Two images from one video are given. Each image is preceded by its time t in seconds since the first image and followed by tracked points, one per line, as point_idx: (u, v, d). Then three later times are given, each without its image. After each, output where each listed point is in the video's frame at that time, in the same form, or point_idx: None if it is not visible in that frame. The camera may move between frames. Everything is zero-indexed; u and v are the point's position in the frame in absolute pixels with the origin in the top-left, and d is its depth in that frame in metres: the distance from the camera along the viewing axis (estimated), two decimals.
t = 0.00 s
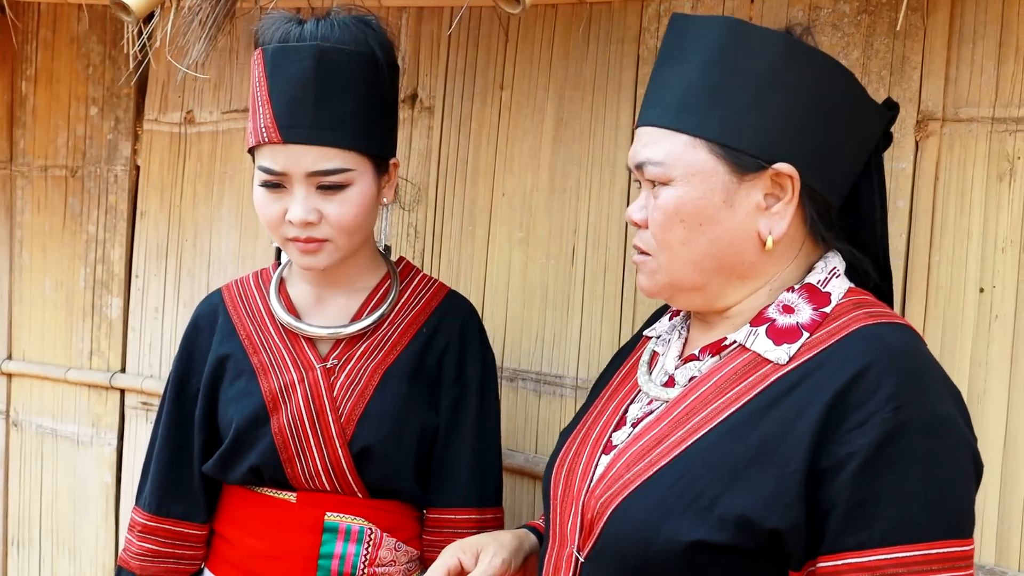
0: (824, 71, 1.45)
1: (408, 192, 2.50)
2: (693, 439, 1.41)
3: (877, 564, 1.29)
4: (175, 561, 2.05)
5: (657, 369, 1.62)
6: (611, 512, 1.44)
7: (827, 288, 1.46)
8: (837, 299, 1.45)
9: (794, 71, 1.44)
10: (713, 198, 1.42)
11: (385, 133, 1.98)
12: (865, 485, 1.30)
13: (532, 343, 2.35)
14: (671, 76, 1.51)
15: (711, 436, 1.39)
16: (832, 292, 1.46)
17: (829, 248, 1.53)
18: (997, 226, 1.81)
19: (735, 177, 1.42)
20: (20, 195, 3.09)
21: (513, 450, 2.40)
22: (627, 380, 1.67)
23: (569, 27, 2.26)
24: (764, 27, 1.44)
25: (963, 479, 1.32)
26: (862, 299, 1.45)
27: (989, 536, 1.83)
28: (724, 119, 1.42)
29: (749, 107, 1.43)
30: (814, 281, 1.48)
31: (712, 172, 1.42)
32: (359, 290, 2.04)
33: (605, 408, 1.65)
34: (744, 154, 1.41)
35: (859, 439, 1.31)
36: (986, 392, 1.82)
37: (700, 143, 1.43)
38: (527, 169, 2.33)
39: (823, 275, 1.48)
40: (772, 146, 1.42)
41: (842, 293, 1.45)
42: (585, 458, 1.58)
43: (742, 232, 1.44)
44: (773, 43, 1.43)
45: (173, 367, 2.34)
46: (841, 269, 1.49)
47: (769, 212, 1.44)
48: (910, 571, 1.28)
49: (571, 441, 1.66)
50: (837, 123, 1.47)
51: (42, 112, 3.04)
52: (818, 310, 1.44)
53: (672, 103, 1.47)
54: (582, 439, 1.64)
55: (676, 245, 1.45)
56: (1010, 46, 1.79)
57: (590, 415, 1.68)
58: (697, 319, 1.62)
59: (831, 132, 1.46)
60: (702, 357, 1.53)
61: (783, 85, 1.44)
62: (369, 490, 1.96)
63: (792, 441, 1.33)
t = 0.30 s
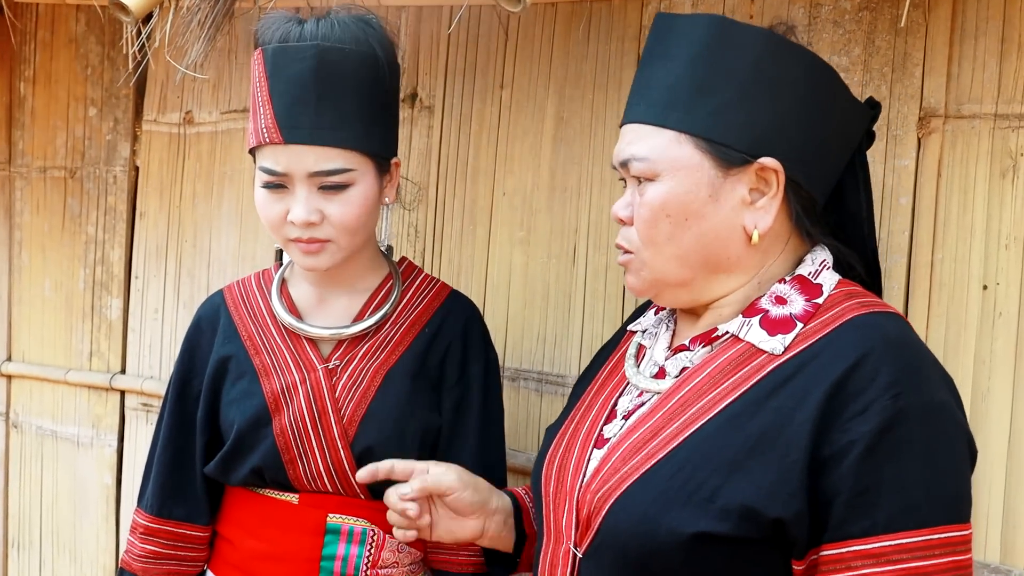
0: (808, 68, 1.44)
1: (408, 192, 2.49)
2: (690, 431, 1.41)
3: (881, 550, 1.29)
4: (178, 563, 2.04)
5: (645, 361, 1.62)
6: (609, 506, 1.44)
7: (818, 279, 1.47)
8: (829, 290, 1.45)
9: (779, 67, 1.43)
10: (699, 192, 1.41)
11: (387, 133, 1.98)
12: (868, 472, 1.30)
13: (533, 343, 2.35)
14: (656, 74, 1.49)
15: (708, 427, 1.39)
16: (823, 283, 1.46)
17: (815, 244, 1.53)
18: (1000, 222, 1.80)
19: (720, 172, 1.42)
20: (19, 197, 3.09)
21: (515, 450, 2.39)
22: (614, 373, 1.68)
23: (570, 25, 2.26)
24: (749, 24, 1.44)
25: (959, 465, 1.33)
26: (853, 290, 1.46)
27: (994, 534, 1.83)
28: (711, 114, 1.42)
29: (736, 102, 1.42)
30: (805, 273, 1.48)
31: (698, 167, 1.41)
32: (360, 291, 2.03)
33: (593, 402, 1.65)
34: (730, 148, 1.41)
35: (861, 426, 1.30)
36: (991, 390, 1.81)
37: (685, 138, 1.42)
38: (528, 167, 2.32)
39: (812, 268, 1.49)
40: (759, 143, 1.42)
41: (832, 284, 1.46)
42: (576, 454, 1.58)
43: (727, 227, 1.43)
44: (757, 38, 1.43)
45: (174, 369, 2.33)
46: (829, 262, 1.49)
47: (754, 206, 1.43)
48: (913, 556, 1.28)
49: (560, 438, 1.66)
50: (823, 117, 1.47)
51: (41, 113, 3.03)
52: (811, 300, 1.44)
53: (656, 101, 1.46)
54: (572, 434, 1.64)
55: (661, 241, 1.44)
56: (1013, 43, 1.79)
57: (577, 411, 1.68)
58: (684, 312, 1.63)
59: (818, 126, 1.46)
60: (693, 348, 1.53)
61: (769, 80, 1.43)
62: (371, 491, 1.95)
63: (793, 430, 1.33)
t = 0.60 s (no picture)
0: (783, 65, 1.44)
1: (412, 191, 2.47)
2: (686, 431, 1.40)
3: (882, 541, 1.30)
4: (184, 563, 2.04)
5: (633, 363, 1.61)
6: (609, 510, 1.43)
7: (803, 275, 1.47)
8: (814, 285, 1.46)
9: (755, 66, 1.43)
10: (677, 191, 1.41)
11: (391, 131, 1.98)
12: (865, 464, 1.30)
13: (537, 342, 2.35)
14: (635, 73, 1.49)
15: (705, 426, 1.39)
16: (808, 278, 1.47)
17: (796, 239, 1.54)
18: (1006, 222, 1.80)
19: (698, 171, 1.41)
20: (21, 196, 3.08)
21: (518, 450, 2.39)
22: (601, 377, 1.66)
23: (575, 24, 2.25)
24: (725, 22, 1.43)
25: (954, 456, 1.34)
26: (838, 283, 1.46)
27: (999, 534, 1.83)
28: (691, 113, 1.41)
29: (716, 100, 1.42)
30: (790, 270, 1.49)
31: (675, 166, 1.41)
32: (365, 291, 2.03)
33: (582, 408, 1.63)
34: (706, 146, 1.41)
35: (856, 420, 1.31)
36: (997, 390, 1.81)
37: (662, 137, 1.42)
38: (532, 167, 2.32)
39: (797, 264, 1.49)
40: (736, 141, 1.41)
41: (818, 278, 1.46)
42: (570, 460, 1.56)
43: (704, 225, 1.43)
44: (735, 36, 1.43)
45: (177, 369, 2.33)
46: (813, 256, 1.51)
47: (732, 205, 1.43)
48: (914, 545, 1.29)
49: (551, 443, 1.64)
50: (803, 114, 1.47)
51: (43, 112, 3.03)
52: (797, 296, 1.44)
53: (636, 100, 1.46)
54: (563, 440, 1.61)
55: (639, 239, 1.44)
56: (1019, 42, 1.79)
57: (565, 418, 1.66)
58: (670, 312, 1.61)
59: (798, 124, 1.46)
60: (683, 349, 1.52)
61: (748, 78, 1.43)
62: (375, 492, 1.94)
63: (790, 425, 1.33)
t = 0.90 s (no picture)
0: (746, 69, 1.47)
1: (415, 193, 2.50)
2: (690, 439, 1.41)
3: (892, 530, 1.31)
4: (186, 567, 2.04)
5: (625, 376, 1.60)
6: (618, 523, 1.42)
7: (789, 274, 1.50)
8: (801, 284, 1.48)
9: (723, 72, 1.45)
10: (674, 204, 1.40)
11: (397, 133, 1.99)
12: (871, 455, 1.32)
13: (540, 345, 2.35)
14: (602, 90, 1.49)
15: (709, 432, 1.39)
16: (794, 277, 1.49)
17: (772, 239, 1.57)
18: (1010, 227, 1.81)
19: (691, 182, 1.42)
20: (25, 199, 3.09)
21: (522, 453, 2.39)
22: (592, 390, 1.64)
23: (578, 28, 2.25)
24: (689, 32, 1.45)
25: (954, 449, 1.36)
26: (824, 280, 1.49)
27: (1003, 537, 1.83)
28: (673, 126, 1.42)
29: (692, 111, 1.43)
30: (776, 269, 1.51)
31: (669, 182, 1.41)
32: (367, 294, 2.04)
33: (575, 420, 1.62)
34: (697, 158, 1.41)
35: (858, 413, 1.33)
36: (1000, 394, 1.82)
37: (651, 153, 1.41)
38: (536, 171, 2.32)
39: (781, 263, 1.52)
40: (719, 147, 1.43)
41: (803, 277, 1.49)
42: (569, 473, 1.54)
43: (701, 236, 1.43)
44: (700, 45, 1.44)
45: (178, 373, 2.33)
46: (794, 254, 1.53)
47: (724, 211, 1.45)
48: (923, 532, 1.30)
49: (548, 456, 1.62)
50: (765, 118, 1.51)
51: (48, 114, 3.04)
52: (787, 296, 1.46)
53: (611, 119, 1.45)
54: (560, 453, 1.59)
55: (637, 258, 1.42)
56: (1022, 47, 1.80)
57: (555, 435, 1.64)
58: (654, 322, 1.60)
59: (762, 129, 1.50)
60: (677, 357, 1.52)
61: (719, 87, 1.45)
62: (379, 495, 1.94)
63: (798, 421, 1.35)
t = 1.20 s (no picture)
0: (722, 76, 1.48)
1: (418, 195, 2.50)
2: (699, 451, 1.41)
3: (908, 532, 1.32)
4: (191, 568, 2.04)
5: (622, 388, 1.59)
6: (633, 537, 1.41)
7: (783, 278, 1.51)
8: (796, 287, 1.50)
9: (702, 80, 1.46)
10: (668, 221, 1.41)
11: (399, 133, 2.00)
12: (882, 459, 1.33)
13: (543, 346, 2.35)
14: (582, 109, 1.50)
15: (720, 443, 1.40)
16: (787, 281, 1.51)
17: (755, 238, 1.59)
18: (1014, 229, 1.81)
19: (682, 196, 1.42)
20: (28, 199, 3.09)
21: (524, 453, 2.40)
22: (587, 399, 1.62)
23: (581, 30, 2.26)
24: (661, 45, 1.46)
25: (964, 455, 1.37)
26: (818, 282, 1.51)
27: (1006, 539, 1.83)
28: (661, 139, 1.43)
29: (676, 123, 1.44)
30: (769, 273, 1.52)
31: (660, 198, 1.41)
32: (367, 295, 2.04)
33: (572, 432, 1.60)
34: (687, 171, 1.42)
35: (868, 416, 1.34)
36: (1004, 395, 1.82)
37: (640, 171, 1.41)
38: (539, 172, 2.32)
39: (774, 266, 1.53)
40: (708, 157, 1.45)
41: (797, 280, 1.51)
42: (572, 487, 1.52)
43: (695, 249, 1.44)
44: (675, 57, 1.45)
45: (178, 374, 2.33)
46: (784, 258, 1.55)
47: (715, 221, 1.45)
48: (938, 532, 1.32)
49: (547, 470, 1.59)
50: (741, 124, 1.53)
51: (51, 116, 3.04)
52: (783, 301, 1.48)
53: (594, 139, 1.45)
54: (560, 467, 1.56)
55: (633, 278, 1.42)
56: None
57: (551, 450, 1.61)
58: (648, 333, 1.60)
59: (739, 136, 1.52)
60: (676, 368, 1.52)
61: (699, 97, 1.46)
62: (382, 495, 1.95)
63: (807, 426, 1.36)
